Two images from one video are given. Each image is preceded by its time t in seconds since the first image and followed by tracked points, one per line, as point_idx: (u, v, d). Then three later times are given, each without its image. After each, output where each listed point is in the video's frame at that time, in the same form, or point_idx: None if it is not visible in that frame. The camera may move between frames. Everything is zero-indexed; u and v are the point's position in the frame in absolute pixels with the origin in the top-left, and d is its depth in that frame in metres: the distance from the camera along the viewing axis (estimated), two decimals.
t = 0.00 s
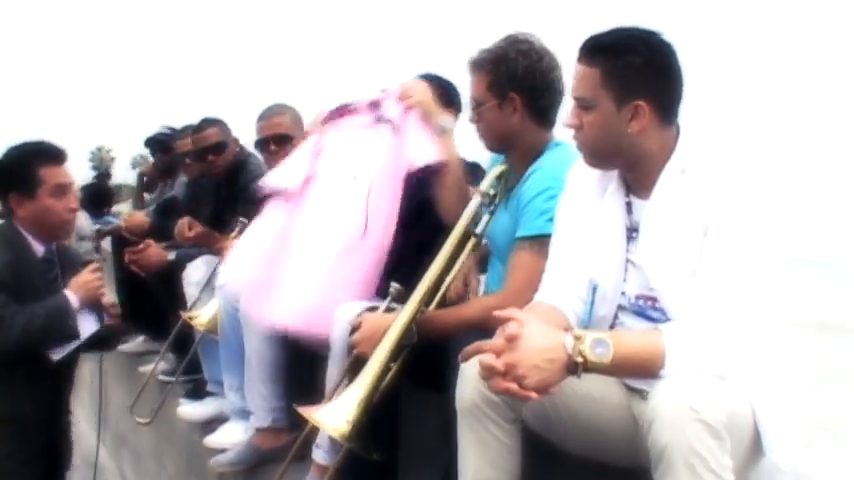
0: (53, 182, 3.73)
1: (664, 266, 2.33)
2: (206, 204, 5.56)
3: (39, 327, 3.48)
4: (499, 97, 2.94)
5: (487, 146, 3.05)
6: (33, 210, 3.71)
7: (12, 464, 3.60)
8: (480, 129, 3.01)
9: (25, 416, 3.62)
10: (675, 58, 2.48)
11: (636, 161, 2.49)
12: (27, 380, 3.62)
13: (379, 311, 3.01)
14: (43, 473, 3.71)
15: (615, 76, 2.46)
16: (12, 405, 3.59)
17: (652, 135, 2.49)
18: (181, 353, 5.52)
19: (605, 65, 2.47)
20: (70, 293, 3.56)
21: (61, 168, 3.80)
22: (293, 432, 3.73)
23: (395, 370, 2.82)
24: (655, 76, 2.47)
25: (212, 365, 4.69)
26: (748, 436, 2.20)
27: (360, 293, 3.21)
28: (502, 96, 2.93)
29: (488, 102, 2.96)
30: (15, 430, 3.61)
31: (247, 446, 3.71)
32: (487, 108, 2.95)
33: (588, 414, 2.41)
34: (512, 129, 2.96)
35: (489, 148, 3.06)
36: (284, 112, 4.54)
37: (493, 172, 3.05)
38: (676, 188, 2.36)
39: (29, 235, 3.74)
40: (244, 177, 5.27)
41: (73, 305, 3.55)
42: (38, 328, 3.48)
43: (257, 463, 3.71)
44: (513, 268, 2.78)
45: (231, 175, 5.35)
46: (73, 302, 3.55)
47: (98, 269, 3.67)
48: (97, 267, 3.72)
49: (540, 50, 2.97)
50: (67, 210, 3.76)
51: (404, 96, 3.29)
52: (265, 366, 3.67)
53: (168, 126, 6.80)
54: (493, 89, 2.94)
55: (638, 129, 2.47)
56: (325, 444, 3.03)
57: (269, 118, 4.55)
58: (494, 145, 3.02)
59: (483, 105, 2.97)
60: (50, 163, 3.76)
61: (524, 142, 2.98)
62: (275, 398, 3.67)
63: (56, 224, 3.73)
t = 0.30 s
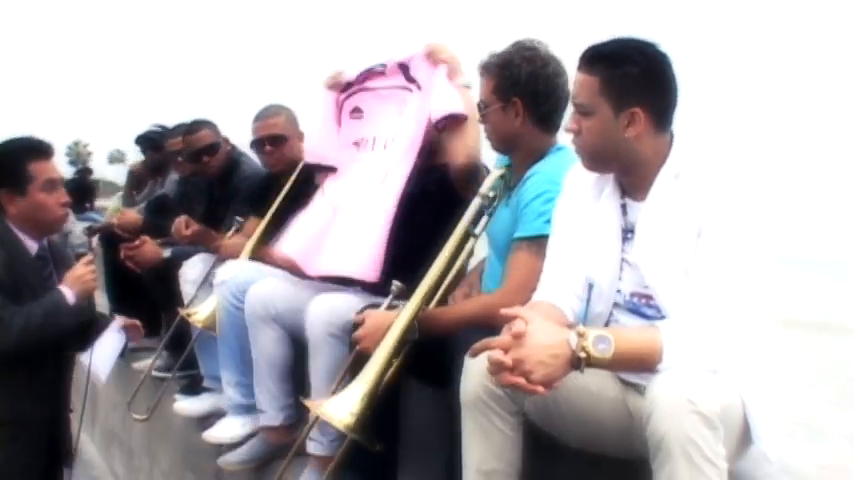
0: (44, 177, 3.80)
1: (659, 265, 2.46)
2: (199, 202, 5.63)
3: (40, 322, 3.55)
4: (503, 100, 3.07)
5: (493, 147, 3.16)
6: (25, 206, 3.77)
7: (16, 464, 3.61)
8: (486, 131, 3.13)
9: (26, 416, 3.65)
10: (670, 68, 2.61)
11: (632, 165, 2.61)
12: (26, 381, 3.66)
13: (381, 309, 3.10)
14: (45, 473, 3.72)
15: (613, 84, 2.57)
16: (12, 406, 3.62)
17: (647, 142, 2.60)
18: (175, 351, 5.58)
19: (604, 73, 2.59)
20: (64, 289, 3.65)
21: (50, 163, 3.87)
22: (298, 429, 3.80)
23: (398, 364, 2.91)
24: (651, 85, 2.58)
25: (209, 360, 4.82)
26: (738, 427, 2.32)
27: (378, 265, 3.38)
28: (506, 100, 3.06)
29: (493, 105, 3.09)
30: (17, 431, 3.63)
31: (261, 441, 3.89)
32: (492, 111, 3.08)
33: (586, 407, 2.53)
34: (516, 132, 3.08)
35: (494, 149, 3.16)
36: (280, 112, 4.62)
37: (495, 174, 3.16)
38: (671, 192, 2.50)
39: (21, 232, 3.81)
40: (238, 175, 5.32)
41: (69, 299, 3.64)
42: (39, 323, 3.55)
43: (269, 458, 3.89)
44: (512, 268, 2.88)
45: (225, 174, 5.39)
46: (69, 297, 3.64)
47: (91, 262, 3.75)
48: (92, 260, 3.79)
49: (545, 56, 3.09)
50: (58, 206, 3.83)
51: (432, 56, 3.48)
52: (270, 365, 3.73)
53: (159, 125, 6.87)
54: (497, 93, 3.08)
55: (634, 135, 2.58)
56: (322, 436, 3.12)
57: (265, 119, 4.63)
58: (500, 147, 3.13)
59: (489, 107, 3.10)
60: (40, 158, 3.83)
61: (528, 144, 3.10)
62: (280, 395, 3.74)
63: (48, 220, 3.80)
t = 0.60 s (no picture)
0: (30, 182, 3.78)
1: (641, 266, 2.60)
2: (182, 204, 5.68)
3: (31, 332, 3.55)
4: (490, 109, 3.21)
5: (481, 153, 3.30)
6: (11, 212, 3.75)
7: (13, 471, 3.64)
8: (474, 138, 3.28)
9: (20, 424, 3.66)
10: (651, 78, 2.72)
11: (614, 169, 2.72)
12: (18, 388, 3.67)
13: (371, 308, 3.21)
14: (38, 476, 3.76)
15: (598, 92, 2.69)
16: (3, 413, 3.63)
17: (629, 148, 2.71)
18: (160, 350, 5.63)
19: (589, 82, 2.71)
20: (52, 297, 3.65)
21: (36, 168, 3.85)
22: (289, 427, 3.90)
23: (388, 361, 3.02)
24: (633, 94, 2.70)
25: (197, 359, 4.90)
26: (715, 420, 2.45)
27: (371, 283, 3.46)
28: (492, 109, 3.20)
29: (481, 114, 3.23)
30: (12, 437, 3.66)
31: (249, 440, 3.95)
32: (479, 120, 3.22)
33: (570, 401, 2.64)
34: (504, 139, 3.21)
35: (482, 155, 3.31)
36: (265, 116, 4.68)
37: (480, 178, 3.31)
38: (652, 196, 2.64)
39: (5, 237, 3.80)
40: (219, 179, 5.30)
41: (58, 307, 3.65)
42: (30, 333, 3.54)
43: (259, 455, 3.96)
44: (498, 268, 2.99)
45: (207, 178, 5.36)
46: (58, 304, 3.64)
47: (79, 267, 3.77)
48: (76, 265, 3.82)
49: (530, 65, 3.21)
50: (43, 210, 3.81)
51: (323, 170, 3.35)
52: (260, 363, 3.83)
53: (141, 126, 6.90)
54: (486, 102, 3.21)
55: (616, 141, 2.70)
56: (314, 427, 3.30)
57: (251, 121, 4.67)
58: (488, 153, 3.27)
59: (476, 117, 3.24)
60: (27, 163, 3.81)
61: (513, 150, 3.23)
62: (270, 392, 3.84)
63: (34, 225, 3.79)
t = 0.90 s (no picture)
0: (12, 166, 3.72)
1: (633, 259, 2.67)
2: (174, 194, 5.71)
3: (17, 318, 3.55)
4: (479, 110, 3.26)
5: (471, 153, 3.35)
6: None
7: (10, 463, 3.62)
8: (465, 139, 3.33)
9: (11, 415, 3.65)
10: (642, 76, 2.76)
11: (606, 164, 2.76)
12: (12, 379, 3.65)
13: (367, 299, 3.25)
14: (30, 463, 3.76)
15: (589, 89, 2.74)
16: None
17: (620, 144, 2.76)
18: (151, 340, 5.65)
19: (581, 79, 2.75)
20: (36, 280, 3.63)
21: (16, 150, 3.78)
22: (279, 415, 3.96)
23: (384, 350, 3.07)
24: (624, 90, 2.74)
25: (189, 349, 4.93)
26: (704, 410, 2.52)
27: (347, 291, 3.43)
28: (482, 109, 3.25)
29: (469, 117, 3.28)
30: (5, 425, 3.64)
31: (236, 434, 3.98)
32: (469, 123, 3.26)
33: (561, 392, 2.71)
34: (495, 138, 3.27)
35: (472, 154, 3.35)
36: (258, 109, 4.70)
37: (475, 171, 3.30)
38: (643, 190, 2.71)
39: None
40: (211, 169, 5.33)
41: (43, 289, 3.64)
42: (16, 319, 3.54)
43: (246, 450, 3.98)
44: (493, 259, 3.05)
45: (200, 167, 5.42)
46: (41, 286, 3.63)
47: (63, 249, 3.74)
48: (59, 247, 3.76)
49: (511, 63, 3.29)
50: (26, 194, 3.75)
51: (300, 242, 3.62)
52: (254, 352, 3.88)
53: (131, 117, 6.91)
54: (473, 104, 3.26)
55: (607, 136, 2.75)
56: (306, 417, 3.40)
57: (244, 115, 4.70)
58: (478, 153, 3.32)
59: (465, 120, 3.29)
60: (8, 146, 3.74)
61: (505, 148, 3.28)
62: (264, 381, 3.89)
63: (17, 209, 3.72)
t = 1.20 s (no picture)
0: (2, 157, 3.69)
1: (634, 253, 2.66)
2: (170, 186, 5.69)
3: None
4: (470, 109, 3.21)
5: (467, 150, 3.33)
6: None
7: None
8: (460, 139, 3.28)
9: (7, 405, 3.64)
10: (643, 69, 2.75)
11: (607, 158, 2.75)
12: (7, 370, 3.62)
13: (366, 292, 3.27)
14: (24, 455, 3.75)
15: (590, 83, 2.72)
16: None
17: (620, 137, 2.74)
18: (146, 332, 5.62)
19: (582, 72, 2.73)
20: (16, 275, 3.54)
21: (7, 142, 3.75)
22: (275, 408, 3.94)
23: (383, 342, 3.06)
24: (624, 84, 2.73)
25: (184, 342, 4.92)
26: (704, 404, 2.53)
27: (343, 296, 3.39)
28: (474, 109, 3.21)
29: (462, 117, 3.24)
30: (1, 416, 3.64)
31: (234, 426, 3.98)
32: (463, 121, 3.23)
33: (561, 386, 2.71)
34: (490, 134, 3.24)
35: (468, 152, 3.34)
36: (255, 100, 4.66)
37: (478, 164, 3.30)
38: (644, 184, 2.70)
39: None
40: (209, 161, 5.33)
41: (23, 284, 3.53)
42: None
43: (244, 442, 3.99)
44: (492, 252, 3.04)
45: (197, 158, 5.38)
46: (21, 281, 3.53)
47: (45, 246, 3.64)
48: (42, 245, 3.69)
49: (497, 57, 3.25)
50: (17, 189, 3.73)
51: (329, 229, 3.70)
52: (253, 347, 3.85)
53: (127, 108, 6.87)
54: (463, 104, 3.22)
55: (607, 130, 2.73)
56: (304, 410, 3.37)
57: (241, 107, 4.65)
58: (473, 150, 3.31)
59: (459, 119, 3.25)
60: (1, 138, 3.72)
61: (500, 143, 3.25)
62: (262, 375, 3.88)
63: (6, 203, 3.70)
